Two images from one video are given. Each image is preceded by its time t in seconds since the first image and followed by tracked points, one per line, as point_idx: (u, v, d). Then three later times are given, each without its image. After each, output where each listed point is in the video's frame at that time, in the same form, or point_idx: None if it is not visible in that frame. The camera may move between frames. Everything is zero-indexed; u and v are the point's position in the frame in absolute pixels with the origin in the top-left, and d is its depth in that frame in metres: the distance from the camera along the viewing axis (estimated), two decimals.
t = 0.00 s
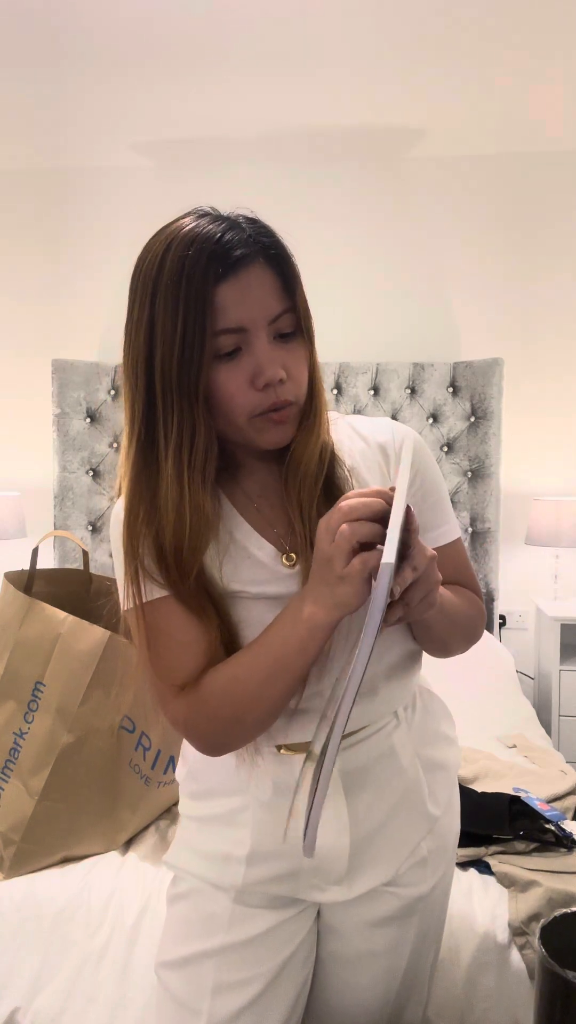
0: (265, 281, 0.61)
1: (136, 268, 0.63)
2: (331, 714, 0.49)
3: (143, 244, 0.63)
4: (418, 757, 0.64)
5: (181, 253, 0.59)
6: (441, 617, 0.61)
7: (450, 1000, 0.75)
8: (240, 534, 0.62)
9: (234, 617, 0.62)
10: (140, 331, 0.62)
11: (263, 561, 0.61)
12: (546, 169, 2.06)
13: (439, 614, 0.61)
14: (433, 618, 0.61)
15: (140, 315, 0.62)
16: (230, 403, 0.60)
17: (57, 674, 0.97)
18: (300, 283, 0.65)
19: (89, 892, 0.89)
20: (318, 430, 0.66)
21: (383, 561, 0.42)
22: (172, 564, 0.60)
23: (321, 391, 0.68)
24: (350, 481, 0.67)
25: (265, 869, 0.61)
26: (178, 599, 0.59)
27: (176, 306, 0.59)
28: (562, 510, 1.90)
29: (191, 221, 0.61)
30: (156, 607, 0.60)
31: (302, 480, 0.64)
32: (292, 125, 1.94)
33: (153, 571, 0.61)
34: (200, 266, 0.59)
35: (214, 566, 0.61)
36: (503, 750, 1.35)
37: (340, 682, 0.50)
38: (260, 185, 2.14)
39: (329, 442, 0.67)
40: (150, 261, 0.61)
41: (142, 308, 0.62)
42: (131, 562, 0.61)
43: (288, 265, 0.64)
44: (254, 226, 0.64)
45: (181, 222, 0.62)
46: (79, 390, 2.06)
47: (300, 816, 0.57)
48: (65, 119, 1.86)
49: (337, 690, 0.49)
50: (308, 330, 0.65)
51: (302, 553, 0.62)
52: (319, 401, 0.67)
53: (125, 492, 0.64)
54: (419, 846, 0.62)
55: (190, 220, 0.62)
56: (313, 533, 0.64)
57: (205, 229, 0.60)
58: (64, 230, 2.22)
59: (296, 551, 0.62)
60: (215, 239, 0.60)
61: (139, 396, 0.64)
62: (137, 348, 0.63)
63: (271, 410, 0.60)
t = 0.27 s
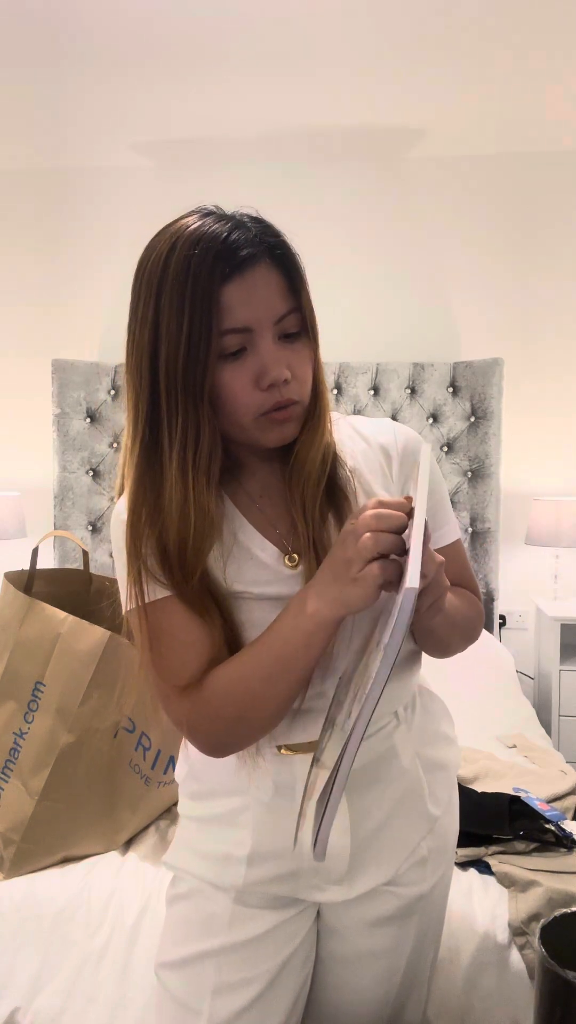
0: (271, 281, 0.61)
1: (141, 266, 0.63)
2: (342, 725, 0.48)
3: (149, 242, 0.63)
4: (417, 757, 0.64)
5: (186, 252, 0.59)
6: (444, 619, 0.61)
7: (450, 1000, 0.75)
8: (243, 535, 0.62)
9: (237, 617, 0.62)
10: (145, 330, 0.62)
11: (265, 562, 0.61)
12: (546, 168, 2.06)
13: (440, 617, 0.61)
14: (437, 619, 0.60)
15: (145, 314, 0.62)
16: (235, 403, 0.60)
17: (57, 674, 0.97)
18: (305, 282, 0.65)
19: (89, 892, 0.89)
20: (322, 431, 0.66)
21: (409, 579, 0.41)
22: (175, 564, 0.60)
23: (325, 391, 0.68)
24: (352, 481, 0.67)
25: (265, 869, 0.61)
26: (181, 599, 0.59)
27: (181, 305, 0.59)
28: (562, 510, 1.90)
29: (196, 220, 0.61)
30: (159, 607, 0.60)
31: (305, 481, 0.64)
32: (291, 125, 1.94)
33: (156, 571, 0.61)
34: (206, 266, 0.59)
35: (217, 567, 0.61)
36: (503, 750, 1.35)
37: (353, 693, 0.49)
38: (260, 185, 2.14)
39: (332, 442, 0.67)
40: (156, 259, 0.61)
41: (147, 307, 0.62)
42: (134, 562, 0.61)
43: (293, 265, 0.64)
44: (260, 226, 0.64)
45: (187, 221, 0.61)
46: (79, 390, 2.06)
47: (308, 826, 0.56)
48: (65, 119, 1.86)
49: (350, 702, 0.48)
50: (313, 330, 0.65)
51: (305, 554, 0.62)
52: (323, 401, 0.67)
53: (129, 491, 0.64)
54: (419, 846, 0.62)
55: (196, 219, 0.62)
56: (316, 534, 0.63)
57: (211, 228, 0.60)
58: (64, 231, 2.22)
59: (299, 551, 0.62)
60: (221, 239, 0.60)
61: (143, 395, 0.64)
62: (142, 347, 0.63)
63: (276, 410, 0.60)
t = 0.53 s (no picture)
0: (275, 281, 0.61)
1: (144, 264, 0.63)
2: (344, 727, 0.48)
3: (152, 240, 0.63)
4: (416, 757, 0.64)
5: (191, 250, 0.59)
6: (443, 619, 0.61)
7: (450, 1000, 0.75)
8: (242, 534, 0.62)
9: (234, 616, 0.62)
10: (148, 328, 0.62)
11: (264, 561, 0.61)
12: (546, 168, 2.06)
13: (440, 618, 0.60)
14: (437, 620, 0.60)
15: (148, 312, 0.62)
16: (238, 402, 0.60)
17: (57, 674, 0.97)
18: (308, 282, 0.65)
19: (89, 891, 0.89)
20: (323, 431, 0.66)
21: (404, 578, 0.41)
22: (174, 563, 0.60)
23: (326, 391, 0.68)
24: (353, 481, 0.67)
25: (265, 869, 0.61)
26: (178, 598, 0.59)
27: (185, 303, 0.59)
28: (562, 510, 1.89)
29: (200, 218, 0.61)
30: (156, 606, 0.60)
31: (306, 481, 0.64)
32: (292, 125, 1.94)
33: (155, 570, 0.61)
34: (210, 265, 0.59)
35: (215, 566, 0.61)
36: (503, 750, 1.35)
37: (352, 694, 0.49)
38: (260, 184, 2.14)
39: (332, 442, 0.68)
40: (160, 257, 0.61)
41: (150, 304, 0.62)
42: (132, 561, 0.61)
43: (297, 265, 0.64)
44: (264, 225, 0.64)
45: (191, 219, 0.61)
46: (79, 390, 2.06)
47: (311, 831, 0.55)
48: (65, 119, 1.86)
49: (350, 703, 0.48)
50: (316, 330, 0.65)
51: (305, 554, 0.62)
52: (325, 401, 0.67)
53: (129, 490, 0.64)
54: (418, 846, 0.62)
55: (200, 218, 0.61)
56: (315, 534, 0.64)
57: (216, 227, 0.60)
58: (64, 231, 2.22)
59: (299, 551, 0.62)
60: (226, 238, 0.60)
61: (146, 393, 0.63)
62: (145, 345, 0.63)
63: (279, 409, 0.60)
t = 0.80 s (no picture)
0: (274, 280, 0.61)
1: (144, 263, 0.63)
2: (332, 720, 0.48)
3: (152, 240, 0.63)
4: (415, 758, 0.64)
5: (189, 249, 0.59)
6: (442, 620, 0.61)
7: (450, 1000, 0.75)
8: (242, 534, 0.62)
9: (235, 618, 0.62)
10: (148, 327, 0.62)
11: (263, 561, 0.61)
12: (546, 168, 2.06)
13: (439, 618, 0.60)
14: (436, 621, 0.60)
15: (148, 311, 0.62)
16: (237, 401, 0.60)
17: (57, 674, 0.97)
18: (307, 282, 0.66)
19: (89, 891, 0.89)
20: (323, 430, 0.66)
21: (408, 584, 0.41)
22: (173, 563, 0.60)
23: (325, 390, 0.68)
24: (351, 481, 0.67)
25: (264, 869, 0.61)
26: (179, 598, 0.59)
27: (184, 302, 0.59)
28: (562, 510, 1.90)
29: (199, 218, 0.61)
30: (156, 607, 0.60)
31: (305, 480, 0.64)
32: (292, 125, 1.94)
33: (154, 570, 0.61)
34: (209, 264, 0.59)
35: (215, 566, 0.61)
36: (503, 750, 1.35)
37: (345, 689, 0.49)
38: (260, 184, 2.14)
39: (331, 442, 0.67)
40: (159, 257, 0.61)
41: (149, 303, 0.62)
42: (132, 562, 0.61)
43: (296, 264, 0.64)
44: (262, 224, 0.64)
45: (190, 219, 0.61)
46: (79, 390, 2.06)
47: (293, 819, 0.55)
48: (65, 119, 1.86)
49: (341, 698, 0.48)
50: (315, 329, 0.65)
51: (303, 553, 0.62)
52: (324, 400, 0.67)
53: (129, 489, 0.64)
54: (417, 846, 0.62)
55: (199, 217, 0.62)
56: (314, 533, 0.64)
57: (214, 226, 0.60)
58: (64, 230, 2.22)
59: (297, 550, 0.62)
60: (224, 237, 0.60)
61: (145, 392, 0.63)
62: (144, 344, 0.63)
63: (278, 408, 0.60)
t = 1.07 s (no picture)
0: (272, 280, 0.61)
1: (142, 264, 0.63)
2: (332, 717, 0.48)
3: (150, 240, 0.63)
4: (415, 757, 0.64)
5: (188, 250, 0.59)
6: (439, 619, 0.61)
7: (450, 1000, 0.75)
8: (241, 535, 0.62)
9: (234, 618, 0.61)
10: (146, 328, 0.62)
11: (262, 560, 0.61)
12: (546, 168, 2.06)
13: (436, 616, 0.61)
14: (434, 621, 0.60)
15: (146, 312, 0.62)
16: (235, 401, 0.60)
17: (57, 674, 0.97)
18: (304, 282, 0.66)
19: (89, 891, 0.89)
20: (321, 430, 0.66)
21: (404, 577, 0.41)
22: (172, 564, 0.60)
23: (324, 390, 0.68)
24: (349, 482, 0.67)
25: (263, 869, 0.61)
26: (178, 598, 0.60)
27: (182, 303, 0.59)
28: (562, 510, 1.90)
29: (197, 218, 0.61)
30: (155, 607, 0.60)
31: (303, 480, 0.65)
32: (292, 124, 1.94)
33: (153, 570, 0.61)
34: (207, 264, 0.59)
35: (214, 566, 0.61)
36: (503, 750, 1.35)
37: (343, 688, 0.49)
38: (260, 184, 2.14)
39: (329, 442, 0.68)
40: (157, 258, 0.61)
41: (147, 304, 0.62)
42: (130, 562, 0.61)
43: (293, 265, 0.64)
44: (260, 225, 0.64)
45: (188, 219, 0.61)
46: (79, 390, 2.06)
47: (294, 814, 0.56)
48: (65, 119, 1.86)
49: (340, 697, 0.48)
50: (312, 330, 0.65)
51: (302, 554, 0.62)
52: (322, 400, 0.67)
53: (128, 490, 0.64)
54: (416, 846, 0.62)
55: (197, 218, 0.62)
56: (313, 533, 0.64)
57: (213, 227, 0.60)
58: (64, 230, 2.22)
59: (296, 551, 0.62)
60: (222, 238, 0.60)
61: (144, 393, 0.63)
62: (143, 345, 0.63)
63: (277, 409, 0.60)
